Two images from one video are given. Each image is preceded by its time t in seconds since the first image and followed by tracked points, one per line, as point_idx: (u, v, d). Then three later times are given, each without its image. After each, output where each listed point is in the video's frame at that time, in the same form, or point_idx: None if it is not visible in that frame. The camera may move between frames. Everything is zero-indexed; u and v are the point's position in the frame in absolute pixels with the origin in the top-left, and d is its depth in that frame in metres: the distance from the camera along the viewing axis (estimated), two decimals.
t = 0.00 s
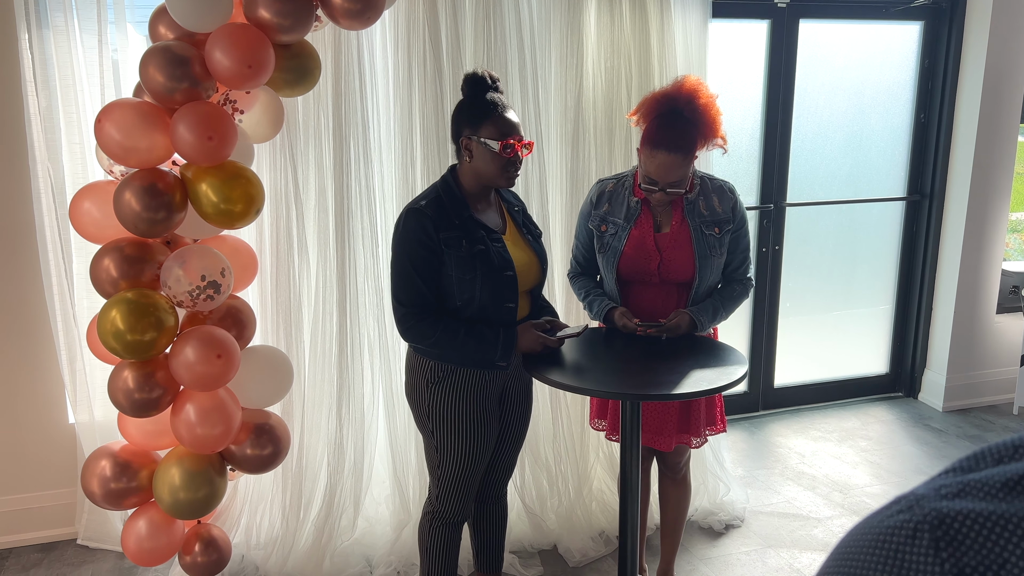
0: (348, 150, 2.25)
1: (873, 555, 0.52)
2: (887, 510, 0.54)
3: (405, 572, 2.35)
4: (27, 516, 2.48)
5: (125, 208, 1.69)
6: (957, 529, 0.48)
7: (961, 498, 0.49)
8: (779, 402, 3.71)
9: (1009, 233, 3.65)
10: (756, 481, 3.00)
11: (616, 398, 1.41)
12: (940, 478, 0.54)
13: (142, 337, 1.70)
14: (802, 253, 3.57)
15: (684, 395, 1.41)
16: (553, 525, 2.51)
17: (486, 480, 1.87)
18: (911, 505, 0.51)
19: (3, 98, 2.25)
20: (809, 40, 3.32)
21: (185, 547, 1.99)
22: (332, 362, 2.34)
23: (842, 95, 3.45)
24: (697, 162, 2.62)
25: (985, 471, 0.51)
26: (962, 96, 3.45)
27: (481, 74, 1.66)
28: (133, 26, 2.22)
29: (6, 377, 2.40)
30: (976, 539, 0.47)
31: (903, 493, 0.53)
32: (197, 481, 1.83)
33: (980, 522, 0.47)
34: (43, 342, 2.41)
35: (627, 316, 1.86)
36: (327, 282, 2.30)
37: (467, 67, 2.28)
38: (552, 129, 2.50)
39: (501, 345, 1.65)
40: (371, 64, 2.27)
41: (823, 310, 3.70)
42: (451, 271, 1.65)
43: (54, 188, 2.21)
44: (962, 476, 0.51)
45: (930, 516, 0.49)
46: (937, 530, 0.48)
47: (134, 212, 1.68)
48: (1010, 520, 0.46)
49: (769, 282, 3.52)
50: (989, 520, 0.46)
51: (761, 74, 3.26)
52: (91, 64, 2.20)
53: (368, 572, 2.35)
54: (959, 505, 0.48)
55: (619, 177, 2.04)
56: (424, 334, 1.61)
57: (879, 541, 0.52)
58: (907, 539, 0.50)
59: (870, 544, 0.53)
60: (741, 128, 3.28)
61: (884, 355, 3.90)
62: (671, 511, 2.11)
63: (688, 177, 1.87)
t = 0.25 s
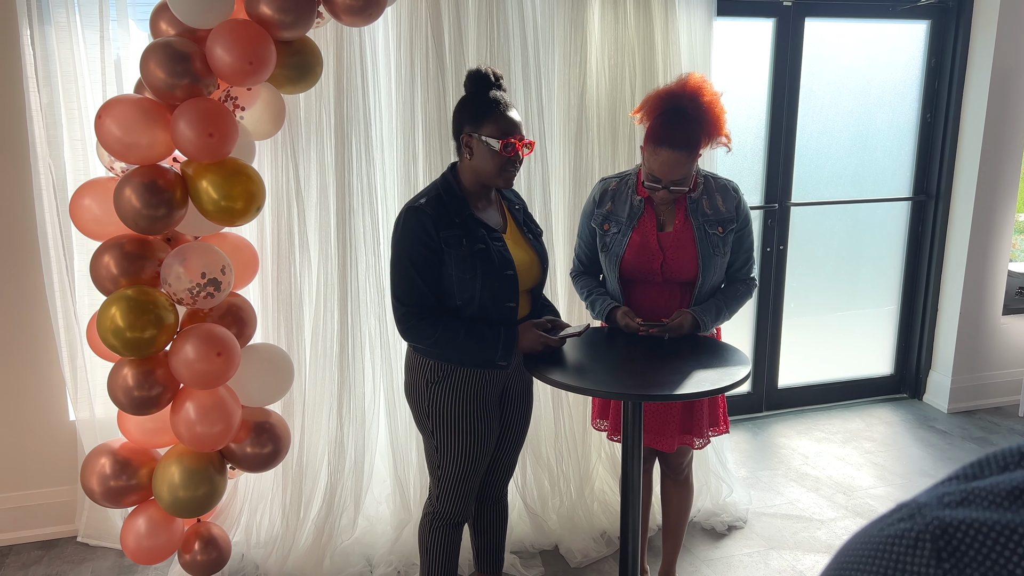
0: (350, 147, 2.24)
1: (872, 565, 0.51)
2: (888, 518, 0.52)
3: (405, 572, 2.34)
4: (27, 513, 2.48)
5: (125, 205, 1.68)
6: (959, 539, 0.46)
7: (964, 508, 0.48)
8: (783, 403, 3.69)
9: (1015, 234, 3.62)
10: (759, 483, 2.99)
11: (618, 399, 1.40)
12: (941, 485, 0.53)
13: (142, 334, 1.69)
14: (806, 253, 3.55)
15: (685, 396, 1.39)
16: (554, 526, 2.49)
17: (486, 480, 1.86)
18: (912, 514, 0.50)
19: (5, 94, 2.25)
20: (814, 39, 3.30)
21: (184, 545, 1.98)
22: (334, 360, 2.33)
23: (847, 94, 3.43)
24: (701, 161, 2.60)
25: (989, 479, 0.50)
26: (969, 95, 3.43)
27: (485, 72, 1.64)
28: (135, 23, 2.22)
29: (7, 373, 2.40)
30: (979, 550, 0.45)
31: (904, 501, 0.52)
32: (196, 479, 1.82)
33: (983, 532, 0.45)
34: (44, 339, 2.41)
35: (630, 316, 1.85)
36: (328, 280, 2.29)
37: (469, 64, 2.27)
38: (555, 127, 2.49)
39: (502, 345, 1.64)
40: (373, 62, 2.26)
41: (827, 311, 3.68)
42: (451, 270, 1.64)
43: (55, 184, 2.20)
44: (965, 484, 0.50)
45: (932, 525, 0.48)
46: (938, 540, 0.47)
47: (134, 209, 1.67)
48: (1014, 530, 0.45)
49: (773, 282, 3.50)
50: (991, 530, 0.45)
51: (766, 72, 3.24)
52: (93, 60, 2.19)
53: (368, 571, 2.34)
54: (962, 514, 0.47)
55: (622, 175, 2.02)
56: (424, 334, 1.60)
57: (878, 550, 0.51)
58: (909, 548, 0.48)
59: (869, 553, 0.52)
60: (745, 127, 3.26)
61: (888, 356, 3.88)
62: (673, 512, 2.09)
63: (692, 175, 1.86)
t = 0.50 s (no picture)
0: (351, 145, 2.23)
1: None
2: (891, 528, 0.51)
3: (406, 572, 2.33)
4: (28, 511, 2.48)
5: (125, 203, 1.67)
6: (965, 552, 0.45)
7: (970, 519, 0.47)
8: (786, 403, 3.67)
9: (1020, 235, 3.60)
10: (762, 483, 2.97)
11: (619, 400, 1.38)
12: (945, 496, 0.52)
13: (142, 333, 1.68)
14: (810, 253, 3.53)
15: (687, 397, 1.38)
16: (555, 526, 2.49)
17: (487, 480, 1.85)
18: (916, 525, 0.49)
19: (6, 91, 2.24)
20: (818, 38, 3.28)
21: (184, 544, 1.98)
22: (335, 359, 2.33)
23: (852, 93, 3.41)
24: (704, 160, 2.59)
25: (995, 490, 0.49)
26: (974, 95, 3.41)
27: (476, 67, 1.63)
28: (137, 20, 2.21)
29: (8, 371, 2.40)
30: (985, 563, 0.44)
31: (907, 511, 0.51)
32: (196, 479, 1.82)
33: (990, 545, 0.44)
34: (45, 338, 2.41)
35: (632, 315, 1.84)
36: (329, 279, 2.29)
37: (471, 62, 2.26)
38: (558, 126, 2.47)
39: (503, 344, 1.63)
40: (375, 60, 2.25)
41: (831, 311, 3.66)
42: (450, 268, 1.63)
43: (56, 182, 2.20)
44: (971, 495, 0.49)
45: (937, 537, 0.47)
46: (944, 551, 0.46)
47: (134, 207, 1.67)
48: (1021, 543, 0.44)
49: (776, 282, 3.49)
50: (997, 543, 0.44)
51: (769, 71, 3.22)
52: (94, 57, 2.19)
53: (368, 571, 2.34)
54: (968, 526, 0.46)
55: (624, 174, 2.01)
56: (424, 333, 1.59)
57: (880, 561, 0.49)
58: (912, 560, 0.47)
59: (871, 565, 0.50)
60: (748, 126, 3.25)
61: (892, 357, 3.86)
62: (675, 513, 2.08)
63: (695, 174, 1.84)
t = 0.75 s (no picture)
0: (352, 144, 2.22)
1: None
2: (895, 543, 0.51)
3: (406, 572, 2.33)
4: (28, 510, 2.48)
5: (125, 203, 1.67)
6: (971, 567, 0.45)
7: (977, 534, 0.46)
8: (788, 404, 3.66)
9: None
10: (764, 484, 2.96)
11: (620, 400, 1.38)
12: (952, 508, 0.51)
13: (141, 333, 1.68)
14: (812, 253, 3.52)
15: (689, 398, 1.37)
16: (556, 527, 2.48)
17: (488, 481, 1.84)
18: (922, 540, 0.48)
19: (6, 90, 2.24)
20: (821, 37, 3.27)
21: (184, 544, 1.97)
22: (335, 359, 2.32)
23: (855, 93, 3.39)
24: (707, 160, 2.58)
25: (1002, 503, 0.48)
26: (978, 94, 3.39)
27: (465, 66, 1.62)
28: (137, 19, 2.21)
29: (8, 370, 2.39)
30: None
31: (913, 525, 0.50)
32: (196, 479, 1.81)
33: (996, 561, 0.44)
34: (45, 337, 2.40)
35: (633, 316, 1.83)
36: (330, 279, 2.28)
37: (472, 61, 2.25)
38: (559, 125, 2.46)
39: (502, 343, 1.62)
40: (376, 59, 2.25)
41: (833, 312, 3.65)
42: (447, 266, 1.62)
43: (56, 181, 2.20)
44: (978, 508, 0.48)
45: (943, 553, 0.46)
46: (950, 568, 0.45)
47: (134, 206, 1.66)
48: None
49: (778, 283, 3.47)
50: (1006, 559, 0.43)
51: (772, 71, 3.21)
52: (94, 56, 2.18)
53: (369, 572, 2.33)
54: (975, 541, 0.45)
55: (626, 174, 2.00)
56: (423, 332, 1.59)
57: None
58: None
59: None
60: (751, 126, 3.24)
61: (894, 358, 3.85)
62: (676, 514, 2.07)
63: (697, 174, 1.83)
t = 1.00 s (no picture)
0: (352, 144, 2.21)
1: None
2: (899, 554, 0.51)
3: (406, 573, 2.32)
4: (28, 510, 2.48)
5: (125, 203, 1.66)
6: None
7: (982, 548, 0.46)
8: (789, 404, 3.65)
9: None
10: (765, 485, 2.96)
11: (620, 402, 1.37)
12: (957, 520, 0.51)
13: (141, 333, 1.67)
14: (814, 253, 3.51)
15: (689, 400, 1.37)
16: (556, 528, 2.48)
17: (489, 481, 1.84)
18: (926, 552, 0.49)
19: (6, 90, 2.24)
20: (822, 37, 3.26)
21: (184, 545, 1.97)
22: (335, 359, 2.32)
23: (856, 93, 3.39)
24: (708, 160, 2.57)
25: (1008, 516, 0.48)
26: (980, 95, 3.38)
27: (458, 66, 1.62)
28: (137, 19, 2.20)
29: (7, 370, 2.39)
30: None
31: (917, 536, 0.50)
32: (196, 479, 1.81)
33: None
34: (45, 337, 2.40)
35: (634, 317, 1.82)
36: (330, 279, 2.28)
37: (473, 61, 2.25)
38: (560, 125, 2.46)
39: (499, 342, 1.61)
40: (376, 59, 2.24)
41: (835, 312, 3.64)
42: (443, 265, 1.62)
43: (56, 181, 2.19)
44: (983, 521, 0.48)
45: (948, 566, 0.46)
46: None
47: (133, 207, 1.66)
48: None
49: (779, 283, 3.47)
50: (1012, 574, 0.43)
51: (773, 71, 3.20)
52: (94, 56, 2.18)
53: (369, 572, 2.33)
54: (980, 554, 0.45)
55: (628, 174, 2.00)
56: (422, 332, 1.58)
57: None
58: None
59: None
60: (752, 125, 3.23)
61: (896, 358, 3.84)
62: (677, 515, 2.07)
63: (698, 174, 1.83)
